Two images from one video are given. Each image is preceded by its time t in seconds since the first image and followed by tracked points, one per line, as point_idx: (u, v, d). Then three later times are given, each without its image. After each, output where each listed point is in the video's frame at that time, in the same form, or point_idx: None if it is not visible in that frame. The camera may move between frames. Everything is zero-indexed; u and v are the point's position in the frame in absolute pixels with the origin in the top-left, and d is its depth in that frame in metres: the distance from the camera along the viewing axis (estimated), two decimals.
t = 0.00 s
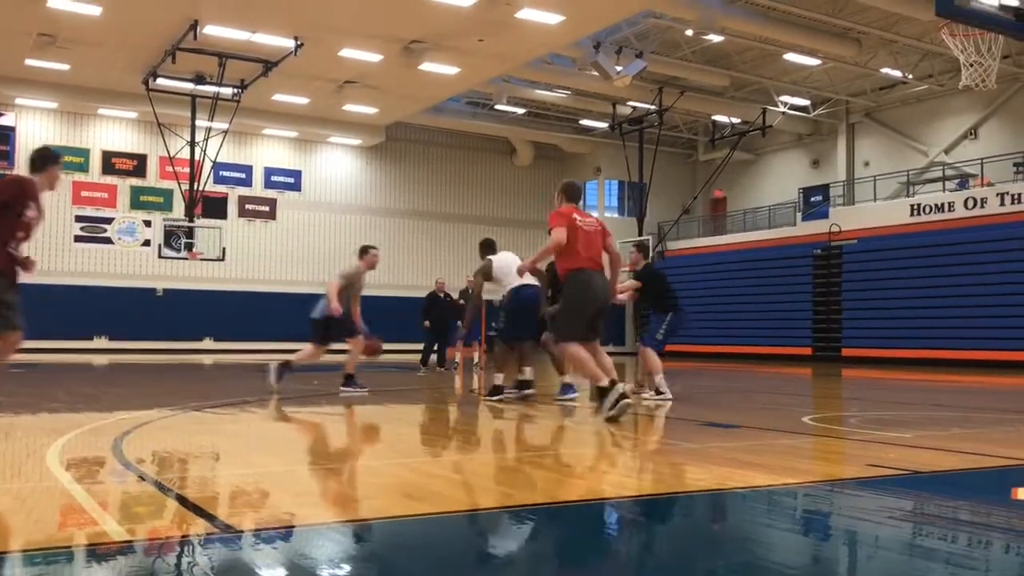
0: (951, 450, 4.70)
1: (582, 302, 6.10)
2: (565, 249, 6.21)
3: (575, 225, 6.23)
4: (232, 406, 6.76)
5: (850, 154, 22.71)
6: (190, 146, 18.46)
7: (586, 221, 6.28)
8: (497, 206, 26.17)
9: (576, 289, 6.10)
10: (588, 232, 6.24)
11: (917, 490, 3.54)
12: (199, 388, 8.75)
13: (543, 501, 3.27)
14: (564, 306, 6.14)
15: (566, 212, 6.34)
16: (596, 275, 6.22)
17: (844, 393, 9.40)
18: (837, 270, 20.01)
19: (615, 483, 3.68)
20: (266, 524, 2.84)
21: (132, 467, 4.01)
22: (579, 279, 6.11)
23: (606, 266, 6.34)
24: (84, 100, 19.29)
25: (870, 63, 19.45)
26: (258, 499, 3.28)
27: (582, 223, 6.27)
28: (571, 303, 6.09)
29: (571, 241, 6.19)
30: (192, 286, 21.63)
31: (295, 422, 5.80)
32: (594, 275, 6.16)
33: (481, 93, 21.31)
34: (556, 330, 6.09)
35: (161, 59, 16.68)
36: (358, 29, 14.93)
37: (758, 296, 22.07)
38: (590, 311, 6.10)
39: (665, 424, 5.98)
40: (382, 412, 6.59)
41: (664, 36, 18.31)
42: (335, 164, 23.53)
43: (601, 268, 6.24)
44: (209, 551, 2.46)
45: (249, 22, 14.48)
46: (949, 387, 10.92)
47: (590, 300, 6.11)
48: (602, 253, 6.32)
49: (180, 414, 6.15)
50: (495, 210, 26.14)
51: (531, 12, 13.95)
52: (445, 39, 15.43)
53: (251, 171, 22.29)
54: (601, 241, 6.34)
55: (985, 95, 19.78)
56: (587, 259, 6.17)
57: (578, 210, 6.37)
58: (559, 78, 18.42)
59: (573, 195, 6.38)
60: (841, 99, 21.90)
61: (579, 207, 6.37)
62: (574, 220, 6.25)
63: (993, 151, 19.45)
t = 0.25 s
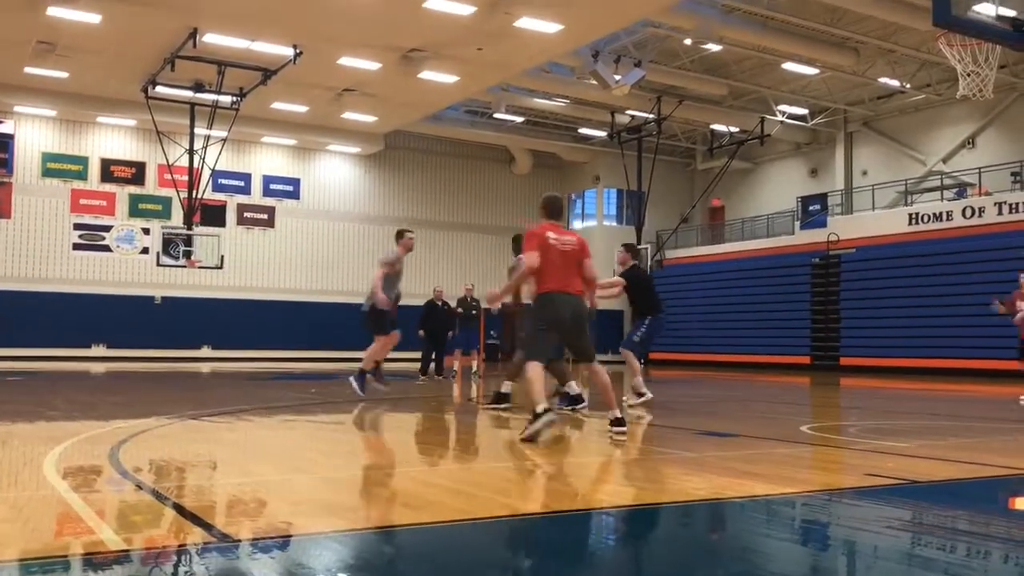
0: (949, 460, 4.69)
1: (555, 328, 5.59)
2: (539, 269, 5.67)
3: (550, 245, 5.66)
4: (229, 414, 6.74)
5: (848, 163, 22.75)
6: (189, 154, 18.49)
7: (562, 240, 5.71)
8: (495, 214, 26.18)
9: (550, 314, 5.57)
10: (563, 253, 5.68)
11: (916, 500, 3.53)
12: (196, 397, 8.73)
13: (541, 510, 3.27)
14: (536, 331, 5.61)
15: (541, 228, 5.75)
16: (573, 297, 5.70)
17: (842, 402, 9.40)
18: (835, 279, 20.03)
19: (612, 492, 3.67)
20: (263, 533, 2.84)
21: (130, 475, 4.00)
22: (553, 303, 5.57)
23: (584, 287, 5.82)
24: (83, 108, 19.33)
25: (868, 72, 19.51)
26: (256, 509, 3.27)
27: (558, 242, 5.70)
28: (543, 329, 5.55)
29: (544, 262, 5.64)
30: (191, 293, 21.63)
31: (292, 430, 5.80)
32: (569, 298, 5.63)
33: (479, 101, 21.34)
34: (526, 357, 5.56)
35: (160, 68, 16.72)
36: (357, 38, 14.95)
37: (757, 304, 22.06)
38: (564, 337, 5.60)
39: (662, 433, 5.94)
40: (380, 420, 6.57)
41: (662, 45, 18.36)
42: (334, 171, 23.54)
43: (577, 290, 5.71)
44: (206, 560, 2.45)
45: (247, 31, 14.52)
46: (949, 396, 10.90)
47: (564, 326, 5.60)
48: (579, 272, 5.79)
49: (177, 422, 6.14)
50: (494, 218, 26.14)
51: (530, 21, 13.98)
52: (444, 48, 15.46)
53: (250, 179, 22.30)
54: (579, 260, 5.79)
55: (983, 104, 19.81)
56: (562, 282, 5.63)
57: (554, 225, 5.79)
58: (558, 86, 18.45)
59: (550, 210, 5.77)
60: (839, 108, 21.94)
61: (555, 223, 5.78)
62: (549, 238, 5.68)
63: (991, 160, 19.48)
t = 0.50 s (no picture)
0: (947, 468, 4.70)
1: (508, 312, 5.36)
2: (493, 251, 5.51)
3: (504, 227, 5.52)
4: (227, 422, 6.73)
5: (845, 171, 22.80)
6: (188, 161, 18.51)
7: (518, 223, 5.56)
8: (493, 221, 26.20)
9: (501, 296, 5.36)
10: (518, 236, 5.52)
11: (914, 508, 3.53)
12: (194, 404, 8.70)
13: (539, 519, 3.26)
14: (488, 315, 5.38)
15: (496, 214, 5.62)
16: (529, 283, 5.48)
17: (839, 410, 9.41)
18: (833, 287, 20.06)
19: (611, 500, 3.66)
20: (260, 541, 2.83)
21: (126, 483, 3.99)
22: (505, 286, 5.36)
23: (541, 275, 5.61)
24: (82, 115, 19.34)
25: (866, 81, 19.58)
26: (253, 516, 3.27)
27: (513, 226, 5.54)
28: (494, 311, 5.33)
29: (499, 244, 5.48)
30: (189, 300, 21.61)
31: (290, 438, 5.79)
32: (523, 282, 5.42)
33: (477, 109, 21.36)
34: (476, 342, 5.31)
35: (159, 75, 16.74)
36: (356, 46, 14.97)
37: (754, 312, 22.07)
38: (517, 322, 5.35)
39: (661, 441, 5.94)
40: (378, 428, 6.56)
41: (660, 54, 18.40)
42: (332, 179, 23.57)
43: (534, 276, 5.50)
44: (203, 569, 2.45)
45: (246, 39, 14.54)
46: (947, 404, 10.91)
47: (517, 310, 5.37)
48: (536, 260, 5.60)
49: (175, 430, 6.13)
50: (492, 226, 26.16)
51: (528, 29, 14.00)
52: (443, 56, 15.49)
53: (248, 186, 22.32)
54: (536, 247, 5.60)
55: (980, 113, 19.88)
56: (515, 264, 5.44)
57: (513, 211, 5.65)
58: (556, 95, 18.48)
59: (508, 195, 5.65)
60: (836, 117, 21.99)
61: (514, 208, 5.65)
62: (504, 221, 5.54)
63: (989, 169, 19.52)
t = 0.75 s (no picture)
0: (944, 478, 4.70)
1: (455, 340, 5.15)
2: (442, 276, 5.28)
3: (452, 249, 5.28)
4: (224, 431, 6.73)
5: (843, 181, 22.84)
6: (187, 169, 18.53)
7: (467, 244, 5.31)
8: (491, 230, 26.20)
9: (449, 324, 5.16)
10: (466, 258, 5.28)
11: (911, 518, 3.53)
12: (191, 413, 8.69)
13: (537, 528, 3.26)
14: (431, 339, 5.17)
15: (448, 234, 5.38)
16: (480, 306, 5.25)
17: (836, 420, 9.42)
18: (831, 295, 20.07)
19: (609, 510, 3.66)
20: (257, 550, 2.83)
21: (123, 492, 3.98)
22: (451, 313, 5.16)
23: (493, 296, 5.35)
24: (82, 123, 19.35)
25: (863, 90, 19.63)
26: (251, 525, 3.27)
27: (462, 248, 5.31)
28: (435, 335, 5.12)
29: (448, 269, 5.25)
30: (187, 309, 21.59)
31: (287, 447, 5.78)
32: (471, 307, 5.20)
33: (476, 118, 21.39)
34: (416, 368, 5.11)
35: (158, 84, 16.77)
36: (355, 55, 15.00)
37: (752, 321, 22.07)
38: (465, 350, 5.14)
39: (659, 450, 5.93)
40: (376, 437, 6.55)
41: (658, 63, 18.46)
42: (331, 187, 23.57)
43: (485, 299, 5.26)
44: None
45: (245, 48, 14.56)
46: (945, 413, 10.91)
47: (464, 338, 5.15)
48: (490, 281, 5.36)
49: (172, 439, 6.13)
50: (490, 234, 26.16)
51: (527, 39, 14.05)
52: (441, 65, 15.53)
53: (247, 195, 22.32)
54: (486, 267, 5.35)
55: (977, 123, 19.94)
56: (463, 288, 5.21)
57: (463, 231, 5.40)
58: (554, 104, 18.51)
59: (458, 215, 5.40)
60: (834, 126, 22.04)
61: (464, 228, 5.40)
62: (452, 243, 5.30)
63: (986, 179, 19.56)
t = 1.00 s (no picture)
0: (943, 485, 4.70)
1: (395, 346, 5.09)
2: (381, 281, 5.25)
3: (390, 254, 5.24)
4: (223, 438, 6.72)
5: (842, 189, 22.87)
6: (187, 177, 18.56)
7: (405, 248, 5.28)
8: (491, 238, 26.21)
9: (389, 330, 5.10)
10: (403, 262, 5.24)
11: (910, 526, 3.53)
12: (190, 420, 8.68)
13: (536, 536, 3.26)
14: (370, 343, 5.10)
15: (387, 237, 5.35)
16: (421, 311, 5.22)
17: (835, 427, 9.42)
18: (830, 303, 20.08)
19: (608, 518, 3.66)
20: (256, 558, 2.83)
21: (122, 499, 3.98)
22: (391, 318, 5.11)
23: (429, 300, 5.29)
24: (82, 131, 19.38)
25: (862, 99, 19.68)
26: (250, 532, 3.27)
27: (400, 251, 5.26)
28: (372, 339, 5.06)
29: (383, 272, 5.22)
30: (185, 316, 21.58)
31: (286, 454, 5.78)
32: (411, 313, 5.15)
33: (475, 126, 21.42)
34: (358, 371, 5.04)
35: (158, 92, 16.80)
36: (355, 63, 15.02)
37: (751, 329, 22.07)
38: (406, 356, 5.08)
39: (658, 458, 5.93)
40: (376, 445, 6.55)
41: (657, 71, 18.50)
42: (331, 195, 23.59)
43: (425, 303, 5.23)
44: None
45: (245, 55, 14.58)
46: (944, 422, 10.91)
47: (405, 344, 5.10)
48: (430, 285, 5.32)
49: (171, 446, 6.13)
50: (490, 242, 26.17)
51: (527, 47, 14.09)
52: (441, 74, 15.56)
53: (247, 202, 22.34)
54: (424, 270, 5.31)
55: (975, 131, 19.98)
56: (403, 293, 5.17)
57: (401, 235, 5.37)
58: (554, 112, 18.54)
59: (397, 219, 5.37)
60: (833, 134, 22.08)
61: (402, 233, 5.37)
62: (390, 247, 5.26)
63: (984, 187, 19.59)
